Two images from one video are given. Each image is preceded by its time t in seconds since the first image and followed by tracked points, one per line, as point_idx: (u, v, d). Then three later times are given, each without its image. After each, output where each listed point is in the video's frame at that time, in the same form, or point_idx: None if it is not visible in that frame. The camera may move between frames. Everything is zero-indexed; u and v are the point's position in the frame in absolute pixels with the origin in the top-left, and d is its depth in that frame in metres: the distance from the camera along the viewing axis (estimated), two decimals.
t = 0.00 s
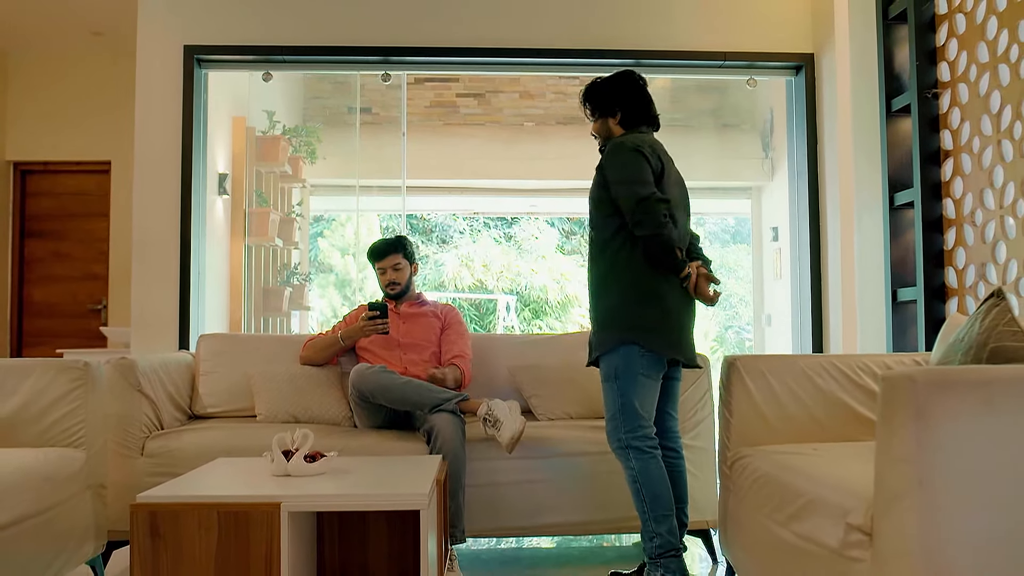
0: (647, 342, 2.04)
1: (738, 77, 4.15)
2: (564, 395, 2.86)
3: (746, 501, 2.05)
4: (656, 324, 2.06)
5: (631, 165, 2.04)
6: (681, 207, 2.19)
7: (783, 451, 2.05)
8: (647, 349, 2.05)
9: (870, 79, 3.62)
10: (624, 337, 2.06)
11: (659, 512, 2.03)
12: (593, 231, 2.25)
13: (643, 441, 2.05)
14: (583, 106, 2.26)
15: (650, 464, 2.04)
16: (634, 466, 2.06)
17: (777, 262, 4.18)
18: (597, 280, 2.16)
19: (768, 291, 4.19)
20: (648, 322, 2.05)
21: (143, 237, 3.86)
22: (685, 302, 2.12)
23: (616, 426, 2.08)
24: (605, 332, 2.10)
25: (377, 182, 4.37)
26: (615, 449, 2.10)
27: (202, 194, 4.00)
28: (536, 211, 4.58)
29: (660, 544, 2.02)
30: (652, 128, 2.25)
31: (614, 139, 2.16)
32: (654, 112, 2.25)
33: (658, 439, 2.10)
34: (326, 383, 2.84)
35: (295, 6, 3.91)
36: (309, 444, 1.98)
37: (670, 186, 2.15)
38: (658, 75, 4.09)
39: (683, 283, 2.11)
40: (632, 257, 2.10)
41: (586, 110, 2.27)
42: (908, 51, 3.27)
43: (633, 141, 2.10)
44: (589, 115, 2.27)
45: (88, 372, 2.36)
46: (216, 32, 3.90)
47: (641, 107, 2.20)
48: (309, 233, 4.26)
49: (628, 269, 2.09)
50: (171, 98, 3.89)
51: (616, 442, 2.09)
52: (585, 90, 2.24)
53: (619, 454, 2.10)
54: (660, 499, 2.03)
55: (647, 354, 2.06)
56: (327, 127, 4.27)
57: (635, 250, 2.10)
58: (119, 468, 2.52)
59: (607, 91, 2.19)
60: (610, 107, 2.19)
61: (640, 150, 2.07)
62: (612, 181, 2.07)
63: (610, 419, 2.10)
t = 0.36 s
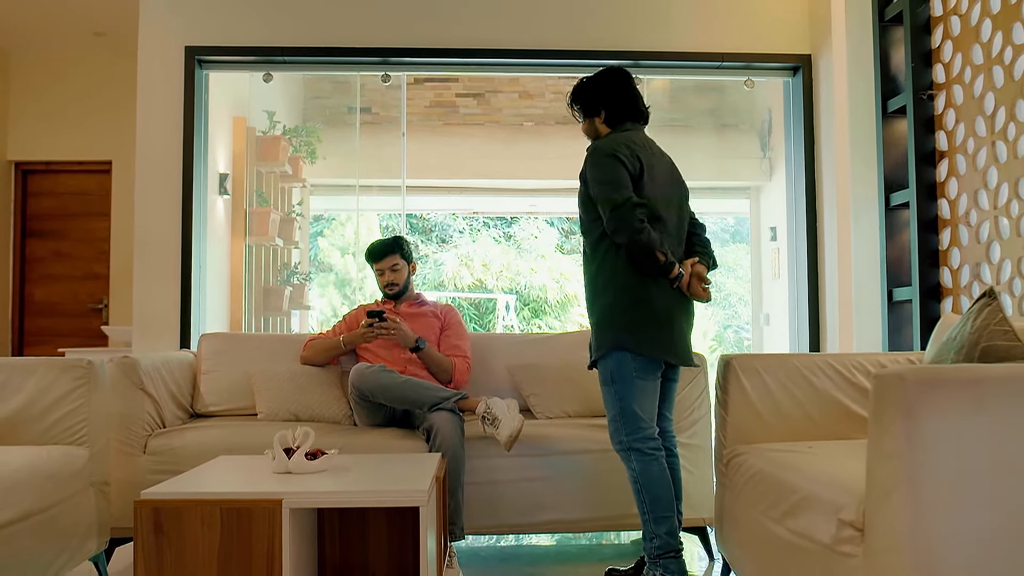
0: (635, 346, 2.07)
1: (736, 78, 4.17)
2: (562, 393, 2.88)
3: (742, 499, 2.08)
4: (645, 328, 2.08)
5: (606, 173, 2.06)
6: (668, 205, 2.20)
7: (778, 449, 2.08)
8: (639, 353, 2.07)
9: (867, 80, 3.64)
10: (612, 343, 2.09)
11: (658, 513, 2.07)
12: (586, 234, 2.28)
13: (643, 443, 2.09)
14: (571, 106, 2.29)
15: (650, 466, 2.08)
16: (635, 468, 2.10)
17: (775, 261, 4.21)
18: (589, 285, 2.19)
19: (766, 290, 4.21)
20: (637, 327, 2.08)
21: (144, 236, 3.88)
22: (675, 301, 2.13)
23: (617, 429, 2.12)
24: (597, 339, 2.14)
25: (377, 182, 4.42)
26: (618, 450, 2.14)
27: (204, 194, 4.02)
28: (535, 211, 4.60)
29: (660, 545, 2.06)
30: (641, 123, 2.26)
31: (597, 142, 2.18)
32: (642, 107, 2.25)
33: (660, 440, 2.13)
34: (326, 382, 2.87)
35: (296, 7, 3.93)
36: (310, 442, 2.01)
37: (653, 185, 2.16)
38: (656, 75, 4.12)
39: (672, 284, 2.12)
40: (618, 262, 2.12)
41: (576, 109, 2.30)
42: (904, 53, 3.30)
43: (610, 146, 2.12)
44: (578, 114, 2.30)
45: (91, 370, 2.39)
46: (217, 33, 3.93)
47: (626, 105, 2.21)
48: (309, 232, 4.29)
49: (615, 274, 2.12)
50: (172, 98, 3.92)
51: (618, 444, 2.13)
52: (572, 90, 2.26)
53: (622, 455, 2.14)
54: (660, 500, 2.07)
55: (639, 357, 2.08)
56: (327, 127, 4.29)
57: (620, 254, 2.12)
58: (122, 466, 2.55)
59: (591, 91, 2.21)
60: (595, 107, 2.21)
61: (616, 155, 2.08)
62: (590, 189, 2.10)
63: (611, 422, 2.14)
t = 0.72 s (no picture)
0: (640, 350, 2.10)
1: (734, 78, 4.19)
2: (560, 391, 2.91)
3: (737, 495, 2.11)
4: (649, 332, 2.10)
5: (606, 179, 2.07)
6: (665, 205, 2.21)
7: (774, 446, 2.10)
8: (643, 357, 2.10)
9: (863, 80, 3.66)
10: (618, 348, 2.11)
11: (660, 514, 2.09)
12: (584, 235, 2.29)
13: (648, 445, 2.11)
14: (564, 99, 2.32)
15: (654, 467, 2.11)
16: (640, 468, 2.13)
17: (774, 260, 4.23)
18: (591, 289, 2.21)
19: (765, 289, 4.23)
20: (641, 331, 2.10)
21: (146, 236, 3.90)
22: (677, 301, 2.16)
23: (623, 430, 2.15)
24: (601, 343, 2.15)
25: (377, 181, 4.44)
26: (624, 451, 2.17)
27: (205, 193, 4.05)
28: (534, 210, 4.58)
29: (659, 545, 2.09)
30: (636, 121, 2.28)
31: (595, 143, 2.19)
32: (637, 105, 2.27)
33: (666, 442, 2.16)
34: (327, 380, 2.89)
35: (296, 7, 3.96)
36: (310, 439, 2.03)
37: (651, 187, 2.17)
38: (655, 75, 4.14)
39: (676, 286, 2.15)
40: (621, 266, 2.14)
41: (568, 102, 2.32)
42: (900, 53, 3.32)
43: (608, 150, 2.12)
44: (571, 107, 2.33)
45: (94, 369, 2.42)
46: (218, 34, 3.95)
47: (618, 105, 2.23)
48: (309, 231, 4.31)
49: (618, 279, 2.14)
50: (173, 98, 3.94)
51: (624, 445, 2.16)
52: (568, 83, 2.28)
53: (627, 455, 2.17)
54: (662, 501, 2.10)
55: (643, 360, 2.11)
56: (327, 127, 4.31)
57: (622, 258, 2.14)
58: (124, 463, 2.57)
59: (584, 90, 2.23)
60: (587, 107, 2.25)
61: (615, 160, 2.09)
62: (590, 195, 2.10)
63: (617, 423, 2.18)
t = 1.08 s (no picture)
0: (652, 348, 2.13)
1: (731, 79, 4.22)
2: (558, 390, 2.93)
3: (732, 493, 2.13)
4: (659, 331, 2.14)
5: (631, 178, 2.11)
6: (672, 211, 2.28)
7: (768, 445, 2.13)
8: (651, 355, 2.13)
9: (858, 83, 3.69)
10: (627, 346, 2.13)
11: (660, 511, 2.12)
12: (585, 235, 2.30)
13: (650, 442, 2.14)
14: (572, 91, 2.30)
15: (655, 464, 2.14)
16: (641, 465, 2.15)
17: (771, 260, 4.25)
18: (596, 288, 2.22)
19: (762, 290, 4.26)
20: (653, 330, 2.13)
21: (146, 236, 3.93)
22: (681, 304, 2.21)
23: (624, 428, 2.17)
24: (608, 341, 2.16)
25: (376, 181, 4.43)
26: (623, 448, 2.19)
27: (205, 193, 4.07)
28: (533, 210, 4.59)
29: (657, 542, 2.11)
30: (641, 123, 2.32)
31: (612, 144, 2.22)
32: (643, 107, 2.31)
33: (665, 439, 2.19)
34: (326, 379, 2.92)
35: (295, 8, 3.98)
36: (310, 437, 2.06)
37: (664, 192, 2.23)
38: (653, 76, 4.17)
39: (681, 287, 2.20)
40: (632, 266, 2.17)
41: (575, 95, 2.32)
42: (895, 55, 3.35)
43: (630, 151, 2.16)
44: (575, 100, 2.32)
45: (96, 368, 2.44)
46: (218, 35, 3.97)
47: (630, 106, 2.26)
48: (309, 230, 4.33)
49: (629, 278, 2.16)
50: (173, 99, 3.96)
51: (623, 443, 2.18)
52: (577, 77, 2.27)
53: (626, 453, 2.19)
54: (662, 498, 2.13)
55: (650, 359, 2.15)
56: (326, 127, 4.34)
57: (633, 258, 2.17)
58: (126, 462, 2.60)
59: (598, 87, 2.24)
60: (599, 103, 2.25)
61: (639, 161, 2.13)
62: (612, 193, 2.13)
63: (618, 421, 2.19)
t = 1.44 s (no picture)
0: (658, 348, 2.16)
1: (729, 80, 4.24)
2: (557, 390, 2.96)
3: (729, 491, 2.15)
4: (663, 331, 2.17)
5: (644, 180, 2.13)
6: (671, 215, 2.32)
7: (764, 443, 2.15)
8: (656, 354, 2.16)
9: (856, 84, 3.70)
10: (633, 345, 2.15)
11: (660, 507, 2.15)
12: (585, 235, 2.31)
13: (650, 438, 2.16)
14: (577, 93, 2.32)
15: (656, 461, 2.16)
16: (641, 462, 2.17)
17: (770, 260, 4.28)
18: (599, 287, 2.24)
19: (761, 290, 4.28)
20: (657, 330, 2.16)
21: (148, 236, 3.95)
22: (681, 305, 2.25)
23: (624, 424, 2.19)
24: (613, 340, 2.18)
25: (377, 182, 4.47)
26: (623, 445, 2.21)
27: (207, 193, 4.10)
28: (533, 210, 4.60)
29: (656, 537, 2.13)
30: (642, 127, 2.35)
31: (619, 146, 2.24)
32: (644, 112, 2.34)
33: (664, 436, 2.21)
34: (327, 378, 2.94)
35: (296, 10, 4.00)
36: (312, 436, 2.08)
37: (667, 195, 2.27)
38: (651, 77, 4.20)
39: (680, 288, 2.24)
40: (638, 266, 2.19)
41: (580, 97, 2.33)
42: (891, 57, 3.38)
43: (640, 153, 2.19)
44: (579, 102, 2.34)
45: (99, 367, 2.45)
46: (219, 36, 3.99)
47: (633, 110, 2.29)
48: (309, 230, 4.35)
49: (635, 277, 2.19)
50: (174, 100, 3.99)
51: (624, 440, 2.20)
52: (583, 79, 2.29)
53: (626, 450, 2.21)
54: (662, 494, 2.15)
55: (653, 358, 2.17)
56: (327, 128, 4.36)
57: (638, 258, 2.19)
58: (129, 460, 2.62)
59: (605, 89, 2.26)
60: (605, 105, 2.27)
61: (649, 164, 2.16)
62: (624, 193, 2.15)
63: (618, 417, 2.21)
